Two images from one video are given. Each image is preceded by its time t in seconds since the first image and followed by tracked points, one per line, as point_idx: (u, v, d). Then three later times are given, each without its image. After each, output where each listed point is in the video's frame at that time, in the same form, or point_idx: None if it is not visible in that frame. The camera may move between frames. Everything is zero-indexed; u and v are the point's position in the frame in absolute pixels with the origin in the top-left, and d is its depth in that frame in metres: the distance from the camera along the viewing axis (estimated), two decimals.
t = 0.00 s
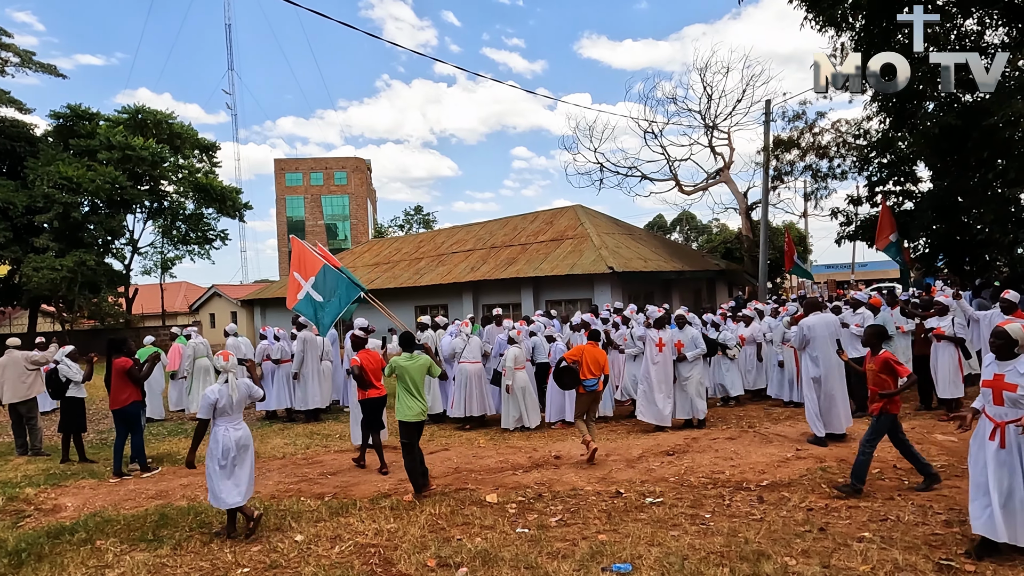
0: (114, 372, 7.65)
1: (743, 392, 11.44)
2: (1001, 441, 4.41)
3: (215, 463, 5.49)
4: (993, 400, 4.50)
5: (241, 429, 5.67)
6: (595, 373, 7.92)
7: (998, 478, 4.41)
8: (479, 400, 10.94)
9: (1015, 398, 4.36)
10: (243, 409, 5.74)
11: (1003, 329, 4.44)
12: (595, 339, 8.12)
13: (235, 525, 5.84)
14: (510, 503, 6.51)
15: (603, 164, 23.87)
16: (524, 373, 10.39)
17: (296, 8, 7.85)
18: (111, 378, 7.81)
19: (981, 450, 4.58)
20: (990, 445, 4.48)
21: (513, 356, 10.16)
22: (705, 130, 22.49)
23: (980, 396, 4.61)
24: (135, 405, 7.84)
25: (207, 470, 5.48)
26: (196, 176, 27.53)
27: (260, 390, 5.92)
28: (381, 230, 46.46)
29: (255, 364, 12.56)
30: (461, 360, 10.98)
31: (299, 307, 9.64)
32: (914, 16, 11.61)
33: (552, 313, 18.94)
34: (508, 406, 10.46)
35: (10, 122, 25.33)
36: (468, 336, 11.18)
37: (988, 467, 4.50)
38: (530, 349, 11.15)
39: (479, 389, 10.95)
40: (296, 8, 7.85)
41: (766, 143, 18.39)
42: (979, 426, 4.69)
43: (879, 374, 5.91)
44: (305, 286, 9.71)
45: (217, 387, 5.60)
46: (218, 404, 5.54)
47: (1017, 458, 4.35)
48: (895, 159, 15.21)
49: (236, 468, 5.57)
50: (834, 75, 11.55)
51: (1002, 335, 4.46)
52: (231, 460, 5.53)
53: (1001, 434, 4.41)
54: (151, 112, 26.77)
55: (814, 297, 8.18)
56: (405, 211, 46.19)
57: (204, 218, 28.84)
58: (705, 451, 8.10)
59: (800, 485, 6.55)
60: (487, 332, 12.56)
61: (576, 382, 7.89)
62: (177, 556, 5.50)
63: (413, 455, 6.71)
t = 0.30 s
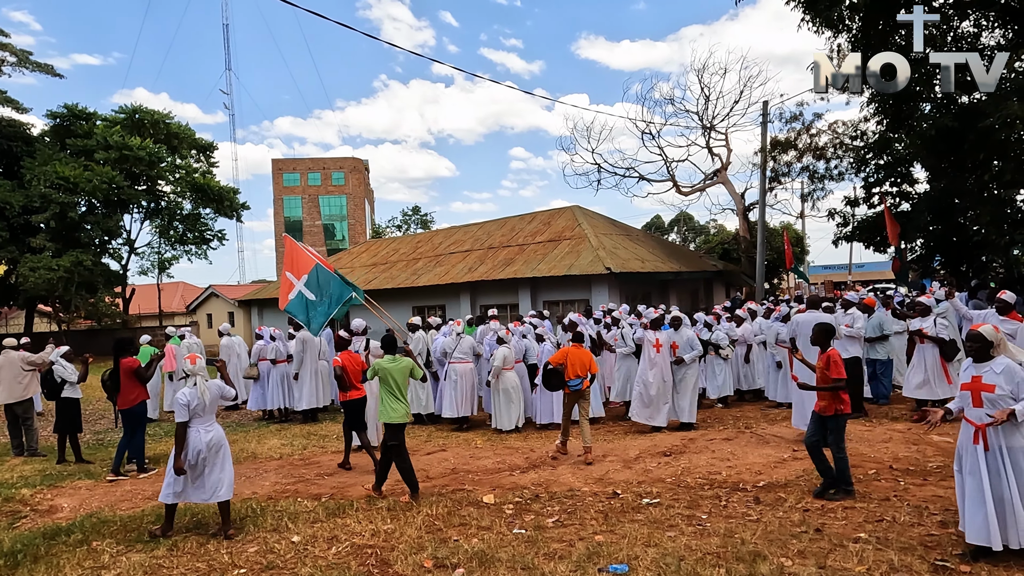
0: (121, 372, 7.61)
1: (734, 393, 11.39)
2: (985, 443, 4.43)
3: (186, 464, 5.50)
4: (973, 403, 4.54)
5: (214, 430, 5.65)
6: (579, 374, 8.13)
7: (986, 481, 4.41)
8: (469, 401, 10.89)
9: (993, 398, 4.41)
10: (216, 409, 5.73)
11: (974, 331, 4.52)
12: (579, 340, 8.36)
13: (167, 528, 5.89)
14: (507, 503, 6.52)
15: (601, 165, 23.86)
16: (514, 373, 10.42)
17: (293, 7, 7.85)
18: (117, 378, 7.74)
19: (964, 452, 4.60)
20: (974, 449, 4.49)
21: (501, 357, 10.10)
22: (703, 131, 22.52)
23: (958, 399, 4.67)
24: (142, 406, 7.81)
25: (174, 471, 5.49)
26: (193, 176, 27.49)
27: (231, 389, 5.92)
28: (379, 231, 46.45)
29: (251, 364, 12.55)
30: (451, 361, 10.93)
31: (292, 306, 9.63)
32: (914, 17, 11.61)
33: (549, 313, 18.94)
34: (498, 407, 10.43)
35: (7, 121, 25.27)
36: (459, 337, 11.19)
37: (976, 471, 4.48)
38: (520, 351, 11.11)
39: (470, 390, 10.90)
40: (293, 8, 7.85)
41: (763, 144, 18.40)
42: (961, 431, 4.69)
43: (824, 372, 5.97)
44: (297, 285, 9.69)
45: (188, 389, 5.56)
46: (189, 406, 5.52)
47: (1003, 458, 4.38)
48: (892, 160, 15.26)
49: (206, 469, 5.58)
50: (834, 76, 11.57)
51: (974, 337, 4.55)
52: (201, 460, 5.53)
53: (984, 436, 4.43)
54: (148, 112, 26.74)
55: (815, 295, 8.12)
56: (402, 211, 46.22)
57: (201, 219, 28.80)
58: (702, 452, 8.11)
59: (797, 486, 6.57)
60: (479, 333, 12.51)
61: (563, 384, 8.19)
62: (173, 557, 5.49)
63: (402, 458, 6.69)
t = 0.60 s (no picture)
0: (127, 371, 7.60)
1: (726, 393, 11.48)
2: (964, 448, 4.40)
3: (153, 464, 5.57)
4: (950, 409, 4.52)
5: (179, 429, 5.71)
6: (565, 369, 8.73)
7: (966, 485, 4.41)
8: (460, 400, 10.93)
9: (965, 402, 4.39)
10: (182, 408, 5.77)
11: (936, 337, 4.53)
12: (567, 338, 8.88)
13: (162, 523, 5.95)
14: (504, 504, 6.52)
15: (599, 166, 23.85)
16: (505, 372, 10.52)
17: (291, 6, 7.82)
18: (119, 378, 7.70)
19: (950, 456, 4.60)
20: (955, 453, 4.48)
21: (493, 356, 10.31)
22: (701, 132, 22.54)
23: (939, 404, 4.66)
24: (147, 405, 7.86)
25: (142, 473, 5.57)
26: (191, 176, 27.46)
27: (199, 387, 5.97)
28: (376, 232, 46.46)
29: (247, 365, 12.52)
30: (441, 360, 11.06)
31: (286, 306, 9.64)
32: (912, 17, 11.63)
33: (547, 314, 18.95)
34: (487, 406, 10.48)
35: (4, 122, 25.21)
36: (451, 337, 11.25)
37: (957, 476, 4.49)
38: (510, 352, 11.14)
39: (460, 390, 10.95)
40: (291, 7, 7.82)
41: (760, 145, 18.43)
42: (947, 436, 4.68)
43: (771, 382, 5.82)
44: (289, 284, 9.70)
45: (152, 388, 5.61)
46: (154, 405, 5.58)
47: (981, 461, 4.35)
48: (889, 161, 15.30)
49: (172, 468, 5.63)
50: (834, 76, 11.59)
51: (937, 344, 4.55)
52: (167, 460, 5.59)
53: (961, 441, 4.42)
54: (146, 112, 26.72)
55: (809, 297, 8.12)
56: (400, 211, 46.21)
57: (199, 219, 28.76)
58: (700, 453, 8.11)
59: (794, 487, 6.58)
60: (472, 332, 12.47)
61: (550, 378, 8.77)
62: (170, 559, 5.48)
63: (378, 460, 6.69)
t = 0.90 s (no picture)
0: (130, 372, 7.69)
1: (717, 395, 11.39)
2: (958, 455, 4.38)
3: (130, 464, 5.73)
4: (942, 416, 4.50)
5: (155, 429, 5.91)
6: (562, 370, 8.94)
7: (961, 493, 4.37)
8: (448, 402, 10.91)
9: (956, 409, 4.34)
10: (157, 408, 5.97)
11: (921, 345, 4.52)
12: (565, 339, 9.06)
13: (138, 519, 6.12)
14: (502, 505, 6.51)
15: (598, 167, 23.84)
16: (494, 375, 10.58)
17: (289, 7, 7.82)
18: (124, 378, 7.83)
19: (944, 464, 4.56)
20: (950, 461, 4.46)
21: (482, 359, 10.40)
22: (700, 134, 22.55)
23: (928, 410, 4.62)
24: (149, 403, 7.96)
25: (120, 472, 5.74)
26: (189, 177, 27.42)
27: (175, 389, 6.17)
28: (375, 233, 46.46)
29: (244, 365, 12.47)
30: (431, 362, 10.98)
31: (279, 307, 9.70)
32: (911, 18, 11.67)
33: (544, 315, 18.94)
34: (476, 409, 10.45)
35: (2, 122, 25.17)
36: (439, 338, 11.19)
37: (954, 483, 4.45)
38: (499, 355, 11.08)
39: (448, 391, 10.91)
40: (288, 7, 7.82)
41: (759, 146, 18.45)
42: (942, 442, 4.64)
43: (726, 381, 5.90)
44: (283, 286, 9.79)
45: (125, 390, 5.84)
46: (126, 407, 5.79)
47: (973, 469, 4.30)
48: (886, 163, 15.32)
49: (147, 467, 5.77)
50: (834, 75, 11.60)
51: (922, 352, 4.54)
52: (144, 458, 5.76)
53: (955, 448, 4.39)
54: (144, 113, 26.70)
55: (802, 299, 8.16)
56: (399, 212, 46.24)
57: (197, 220, 28.72)
58: (697, 454, 8.12)
59: (792, 487, 6.58)
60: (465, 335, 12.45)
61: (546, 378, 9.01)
62: (168, 559, 5.47)
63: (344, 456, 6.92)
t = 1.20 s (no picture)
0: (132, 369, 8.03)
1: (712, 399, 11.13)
2: (948, 462, 4.33)
3: (106, 464, 5.82)
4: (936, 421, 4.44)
5: (133, 430, 5.93)
6: (564, 369, 9.02)
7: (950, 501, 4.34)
8: (441, 404, 10.89)
9: (953, 416, 4.29)
10: (135, 409, 5.98)
11: (919, 352, 4.44)
12: (568, 339, 9.20)
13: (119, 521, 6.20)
14: (502, 506, 6.52)
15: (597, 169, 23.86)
16: (486, 378, 10.54)
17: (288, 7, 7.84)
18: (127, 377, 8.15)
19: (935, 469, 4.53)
20: (941, 467, 4.41)
21: (476, 362, 10.43)
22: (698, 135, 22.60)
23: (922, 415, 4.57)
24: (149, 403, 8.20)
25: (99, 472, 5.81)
26: (188, 178, 27.42)
27: (152, 391, 6.20)
28: (374, 234, 46.46)
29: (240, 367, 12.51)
30: (426, 365, 10.94)
31: (269, 312, 9.72)
32: (910, 19, 11.70)
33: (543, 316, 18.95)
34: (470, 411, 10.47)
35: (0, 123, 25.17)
36: (436, 341, 11.20)
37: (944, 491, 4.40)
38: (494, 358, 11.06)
39: (442, 394, 10.89)
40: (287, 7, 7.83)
41: (758, 148, 18.47)
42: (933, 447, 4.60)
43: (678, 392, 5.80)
44: (272, 290, 9.78)
45: (104, 390, 5.89)
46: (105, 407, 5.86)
47: (964, 478, 4.24)
48: (885, 165, 15.34)
49: (124, 467, 5.84)
50: (834, 76, 11.62)
51: (921, 358, 4.46)
52: (119, 459, 5.82)
53: (946, 455, 4.34)
54: (143, 114, 26.69)
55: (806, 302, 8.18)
56: (398, 214, 46.22)
57: (196, 221, 28.72)
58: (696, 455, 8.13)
59: (791, 489, 6.59)
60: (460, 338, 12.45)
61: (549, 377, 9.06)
62: (167, 560, 5.47)
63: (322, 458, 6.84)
